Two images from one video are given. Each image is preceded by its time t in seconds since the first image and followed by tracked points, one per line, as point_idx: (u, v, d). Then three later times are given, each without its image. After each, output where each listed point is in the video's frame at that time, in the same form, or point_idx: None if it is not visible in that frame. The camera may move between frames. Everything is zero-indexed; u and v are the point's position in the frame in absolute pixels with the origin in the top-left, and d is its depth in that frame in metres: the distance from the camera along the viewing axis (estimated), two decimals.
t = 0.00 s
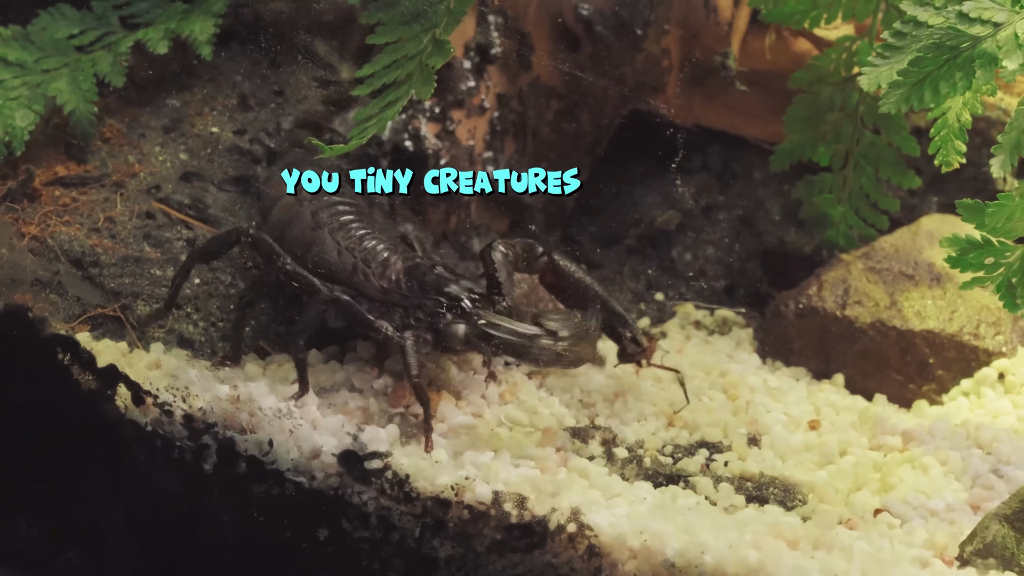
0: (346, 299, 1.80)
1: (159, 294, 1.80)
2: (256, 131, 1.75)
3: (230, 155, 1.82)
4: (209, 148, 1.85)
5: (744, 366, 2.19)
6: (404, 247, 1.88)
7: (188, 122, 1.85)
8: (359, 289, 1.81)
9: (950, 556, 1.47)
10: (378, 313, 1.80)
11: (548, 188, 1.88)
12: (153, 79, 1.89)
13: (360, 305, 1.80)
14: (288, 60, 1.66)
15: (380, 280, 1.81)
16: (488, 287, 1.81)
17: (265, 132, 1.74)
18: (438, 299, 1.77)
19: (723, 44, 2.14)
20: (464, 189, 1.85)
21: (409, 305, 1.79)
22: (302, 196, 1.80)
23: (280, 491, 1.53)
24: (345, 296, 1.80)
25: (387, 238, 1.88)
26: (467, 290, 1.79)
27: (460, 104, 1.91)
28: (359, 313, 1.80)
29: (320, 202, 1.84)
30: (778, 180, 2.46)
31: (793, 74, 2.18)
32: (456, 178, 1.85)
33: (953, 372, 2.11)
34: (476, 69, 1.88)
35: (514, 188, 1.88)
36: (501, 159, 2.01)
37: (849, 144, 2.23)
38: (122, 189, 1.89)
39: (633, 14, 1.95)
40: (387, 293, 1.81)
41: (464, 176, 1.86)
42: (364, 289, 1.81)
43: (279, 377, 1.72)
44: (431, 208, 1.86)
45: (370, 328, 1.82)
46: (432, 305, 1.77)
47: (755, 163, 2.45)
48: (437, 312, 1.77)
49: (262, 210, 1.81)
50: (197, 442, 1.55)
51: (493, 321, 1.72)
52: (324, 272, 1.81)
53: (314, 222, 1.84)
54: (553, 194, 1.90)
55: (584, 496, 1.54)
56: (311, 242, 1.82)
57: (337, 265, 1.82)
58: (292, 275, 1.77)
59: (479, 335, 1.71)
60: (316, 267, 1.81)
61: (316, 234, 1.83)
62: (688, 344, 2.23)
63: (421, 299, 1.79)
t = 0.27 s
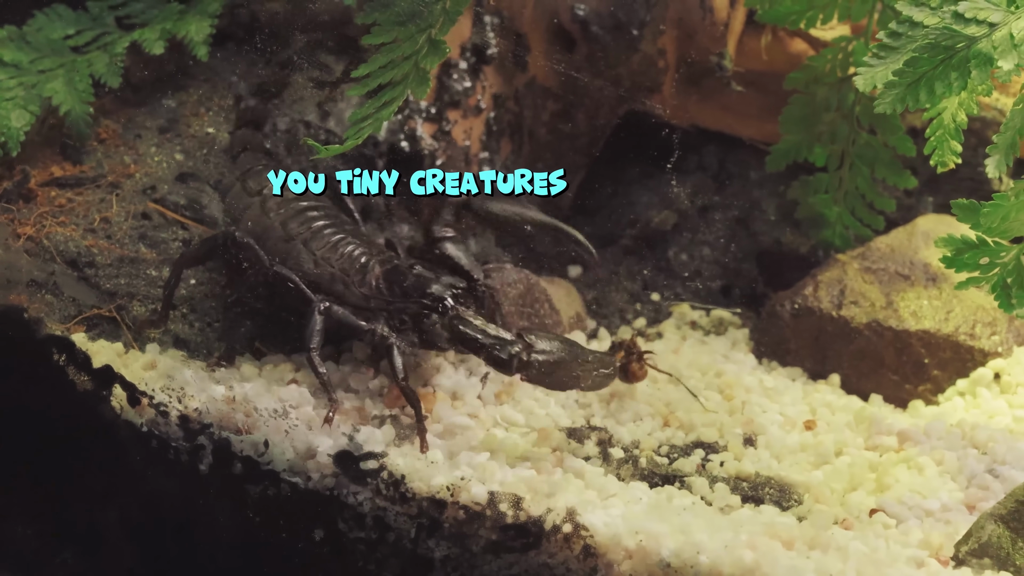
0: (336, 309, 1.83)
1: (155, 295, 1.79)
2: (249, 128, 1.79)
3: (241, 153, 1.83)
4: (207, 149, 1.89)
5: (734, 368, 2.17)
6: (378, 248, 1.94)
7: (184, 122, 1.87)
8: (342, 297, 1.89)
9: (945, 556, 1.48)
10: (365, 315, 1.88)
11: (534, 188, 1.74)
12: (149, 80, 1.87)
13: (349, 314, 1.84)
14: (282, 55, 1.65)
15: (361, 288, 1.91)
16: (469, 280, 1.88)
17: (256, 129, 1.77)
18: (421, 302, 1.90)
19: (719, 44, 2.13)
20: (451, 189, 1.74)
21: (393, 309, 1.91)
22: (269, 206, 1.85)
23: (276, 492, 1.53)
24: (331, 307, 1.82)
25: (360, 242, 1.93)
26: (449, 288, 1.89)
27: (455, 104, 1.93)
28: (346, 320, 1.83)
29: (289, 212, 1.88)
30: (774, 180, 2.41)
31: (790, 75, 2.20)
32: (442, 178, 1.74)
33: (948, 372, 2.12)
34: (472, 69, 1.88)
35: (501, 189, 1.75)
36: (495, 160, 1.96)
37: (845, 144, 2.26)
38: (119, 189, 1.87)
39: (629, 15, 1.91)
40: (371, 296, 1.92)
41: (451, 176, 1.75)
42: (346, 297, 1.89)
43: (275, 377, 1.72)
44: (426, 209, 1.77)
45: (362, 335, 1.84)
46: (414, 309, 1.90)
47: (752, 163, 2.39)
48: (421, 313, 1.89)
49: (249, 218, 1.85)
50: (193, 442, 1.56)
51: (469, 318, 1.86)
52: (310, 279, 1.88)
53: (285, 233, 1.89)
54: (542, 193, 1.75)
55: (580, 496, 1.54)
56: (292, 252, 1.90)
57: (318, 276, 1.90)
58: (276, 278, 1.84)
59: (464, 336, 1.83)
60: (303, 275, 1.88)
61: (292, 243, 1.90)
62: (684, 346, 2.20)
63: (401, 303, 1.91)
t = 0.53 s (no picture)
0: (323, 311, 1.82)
1: (144, 293, 1.81)
2: (244, 129, 1.85)
3: (235, 155, 1.92)
4: (196, 149, 1.97)
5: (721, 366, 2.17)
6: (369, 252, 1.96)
7: (174, 122, 1.89)
8: (330, 297, 1.89)
9: (935, 556, 1.48)
10: (352, 316, 1.88)
11: (526, 190, 1.78)
12: (139, 79, 1.85)
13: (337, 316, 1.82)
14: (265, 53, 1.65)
15: (349, 289, 1.90)
16: (460, 284, 1.88)
17: (251, 130, 1.83)
18: (409, 304, 1.84)
19: (709, 44, 2.14)
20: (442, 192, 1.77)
21: (380, 310, 1.87)
22: (261, 206, 1.94)
23: (266, 492, 1.53)
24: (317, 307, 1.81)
25: (351, 245, 1.97)
26: (437, 291, 1.85)
27: (446, 104, 1.95)
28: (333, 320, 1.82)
29: (281, 215, 1.96)
30: (764, 180, 2.45)
31: (779, 75, 2.20)
32: (433, 180, 1.77)
33: (938, 371, 2.12)
34: (462, 68, 1.88)
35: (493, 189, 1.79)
36: (486, 159, 2.00)
37: (835, 143, 2.26)
38: (108, 189, 1.90)
39: (619, 14, 1.93)
40: (360, 297, 1.89)
41: (441, 178, 1.77)
42: (335, 298, 1.89)
43: (265, 376, 1.72)
44: (417, 209, 1.85)
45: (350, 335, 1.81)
46: (401, 310, 1.84)
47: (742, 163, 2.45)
48: (409, 314, 1.82)
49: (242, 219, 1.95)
50: (183, 442, 1.54)
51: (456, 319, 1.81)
52: (299, 280, 1.89)
53: (277, 234, 1.94)
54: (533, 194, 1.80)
55: (570, 496, 1.55)
56: (283, 255, 1.93)
57: (307, 277, 1.91)
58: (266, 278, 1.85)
59: (444, 346, 1.70)
60: (292, 275, 1.89)
61: (282, 246, 1.94)
62: (674, 344, 2.20)
63: (388, 304, 1.87)
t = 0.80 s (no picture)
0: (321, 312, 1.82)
1: (141, 295, 1.81)
2: (241, 129, 1.80)
3: (233, 154, 1.87)
4: (193, 150, 1.90)
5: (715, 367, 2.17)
6: (366, 253, 1.98)
7: (172, 123, 1.84)
8: (328, 298, 1.89)
9: (932, 556, 1.49)
10: (349, 318, 1.89)
11: (522, 192, 1.74)
12: (137, 80, 1.84)
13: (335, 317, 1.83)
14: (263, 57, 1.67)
15: (347, 289, 1.90)
16: (457, 285, 1.91)
17: (248, 131, 1.78)
18: (406, 304, 1.86)
19: (707, 45, 2.15)
20: (441, 193, 1.78)
21: (378, 311, 1.89)
22: (258, 207, 1.94)
23: (263, 492, 1.53)
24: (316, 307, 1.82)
25: (348, 247, 1.98)
26: (435, 292, 1.88)
27: (443, 105, 1.96)
28: (331, 320, 1.82)
29: (278, 216, 1.98)
30: (762, 181, 2.43)
31: (777, 75, 2.21)
32: (432, 181, 1.77)
33: (936, 371, 2.12)
34: (460, 69, 1.90)
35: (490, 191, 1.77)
36: (484, 160, 2.02)
37: (832, 143, 2.27)
38: (105, 190, 1.89)
39: (618, 15, 1.91)
40: (357, 297, 1.90)
41: (440, 179, 1.77)
42: (333, 298, 1.89)
43: (263, 376, 1.72)
44: (415, 210, 1.83)
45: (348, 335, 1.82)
46: (399, 310, 1.86)
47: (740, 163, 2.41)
48: (407, 314, 1.85)
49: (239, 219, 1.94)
50: (181, 442, 1.55)
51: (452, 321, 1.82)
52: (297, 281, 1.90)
53: (274, 235, 1.96)
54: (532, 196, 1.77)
55: (567, 496, 1.55)
56: (280, 257, 1.93)
57: (304, 278, 1.91)
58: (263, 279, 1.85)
59: (441, 347, 1.70)
60: (291, 275, 1.90)
61: (279, 247, 1.94)
62: (671, 346, 2.23)
63: (386, 305, 1.88)
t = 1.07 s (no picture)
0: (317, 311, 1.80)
1: (140, 295, 1.80)
2: (238, 130, 1.82)
3: (230, 155, 1.89)
4: (190, 150, 1.94)
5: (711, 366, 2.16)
6: (365, 254, 1.95)
7: (169, 123, 1.87)
8: (325, 299, 1.86)
9: (930, 556, 1.49)
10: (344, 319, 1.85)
11: (521, 193, 1.77)
12: (133, 82, 1.86)
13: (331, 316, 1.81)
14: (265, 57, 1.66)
15: (344, 290, 1.87)
16: (455, 286, 1.85)
17: (246, 131, 1.81)
18: (403, 305, 1.80)
19: (705, 44, 2.12)
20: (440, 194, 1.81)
21: (375, 312, 1.84)
22: (256, 207, 1.93)
23: (261, 493, 1.53)
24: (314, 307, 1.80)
25: (346, 248, 1.95)
26: (432, 292, 1.82)
27: (440, 105, 1.95)
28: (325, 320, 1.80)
29: (277, 216, 1.96)
30: (760, 181, 2.50)
31: (774, 76, 2.20)
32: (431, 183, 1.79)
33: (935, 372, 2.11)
34: (457, 69, 1.93)
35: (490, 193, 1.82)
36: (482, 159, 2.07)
37: (830, 144, 2.26)
38: (103, 190, 1.87)
39: (614, 15, 1.94)
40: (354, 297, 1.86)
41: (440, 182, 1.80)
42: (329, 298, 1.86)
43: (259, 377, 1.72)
44: (414, 210, 1.91)
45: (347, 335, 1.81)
46: (396, 311, 1.80)
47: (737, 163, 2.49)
48: (404, 314, 1.79)
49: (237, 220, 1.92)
50: (178, 443, 1.55)
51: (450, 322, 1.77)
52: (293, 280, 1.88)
53: (272, 235, 1.93)
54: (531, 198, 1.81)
55: (565, 497, 1.55)
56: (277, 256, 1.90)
57: (301, 278, 1.88)
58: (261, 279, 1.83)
59: (438, 347, 1.68)
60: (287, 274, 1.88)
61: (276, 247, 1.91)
62: (669, 346, 2.22)
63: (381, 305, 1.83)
